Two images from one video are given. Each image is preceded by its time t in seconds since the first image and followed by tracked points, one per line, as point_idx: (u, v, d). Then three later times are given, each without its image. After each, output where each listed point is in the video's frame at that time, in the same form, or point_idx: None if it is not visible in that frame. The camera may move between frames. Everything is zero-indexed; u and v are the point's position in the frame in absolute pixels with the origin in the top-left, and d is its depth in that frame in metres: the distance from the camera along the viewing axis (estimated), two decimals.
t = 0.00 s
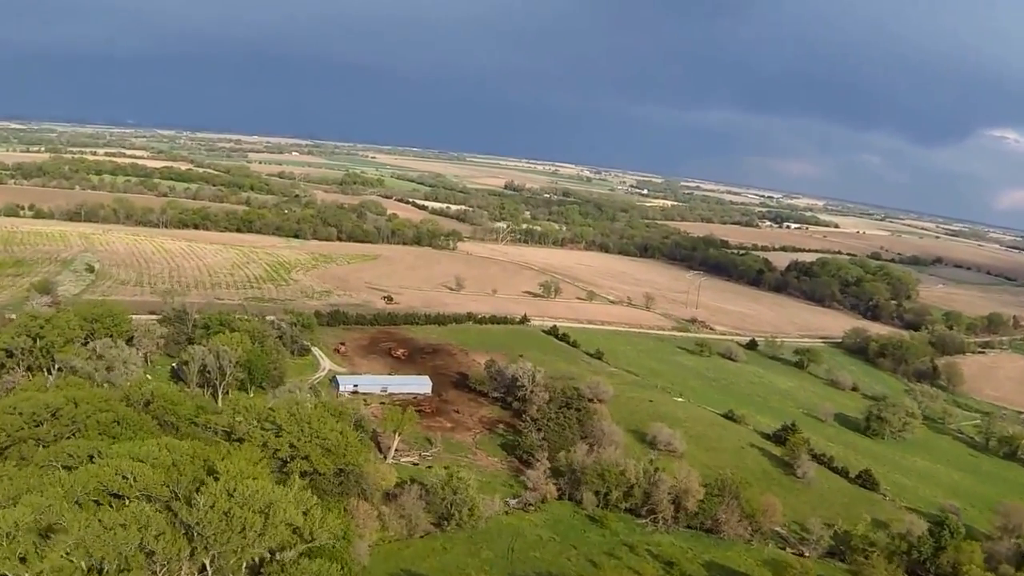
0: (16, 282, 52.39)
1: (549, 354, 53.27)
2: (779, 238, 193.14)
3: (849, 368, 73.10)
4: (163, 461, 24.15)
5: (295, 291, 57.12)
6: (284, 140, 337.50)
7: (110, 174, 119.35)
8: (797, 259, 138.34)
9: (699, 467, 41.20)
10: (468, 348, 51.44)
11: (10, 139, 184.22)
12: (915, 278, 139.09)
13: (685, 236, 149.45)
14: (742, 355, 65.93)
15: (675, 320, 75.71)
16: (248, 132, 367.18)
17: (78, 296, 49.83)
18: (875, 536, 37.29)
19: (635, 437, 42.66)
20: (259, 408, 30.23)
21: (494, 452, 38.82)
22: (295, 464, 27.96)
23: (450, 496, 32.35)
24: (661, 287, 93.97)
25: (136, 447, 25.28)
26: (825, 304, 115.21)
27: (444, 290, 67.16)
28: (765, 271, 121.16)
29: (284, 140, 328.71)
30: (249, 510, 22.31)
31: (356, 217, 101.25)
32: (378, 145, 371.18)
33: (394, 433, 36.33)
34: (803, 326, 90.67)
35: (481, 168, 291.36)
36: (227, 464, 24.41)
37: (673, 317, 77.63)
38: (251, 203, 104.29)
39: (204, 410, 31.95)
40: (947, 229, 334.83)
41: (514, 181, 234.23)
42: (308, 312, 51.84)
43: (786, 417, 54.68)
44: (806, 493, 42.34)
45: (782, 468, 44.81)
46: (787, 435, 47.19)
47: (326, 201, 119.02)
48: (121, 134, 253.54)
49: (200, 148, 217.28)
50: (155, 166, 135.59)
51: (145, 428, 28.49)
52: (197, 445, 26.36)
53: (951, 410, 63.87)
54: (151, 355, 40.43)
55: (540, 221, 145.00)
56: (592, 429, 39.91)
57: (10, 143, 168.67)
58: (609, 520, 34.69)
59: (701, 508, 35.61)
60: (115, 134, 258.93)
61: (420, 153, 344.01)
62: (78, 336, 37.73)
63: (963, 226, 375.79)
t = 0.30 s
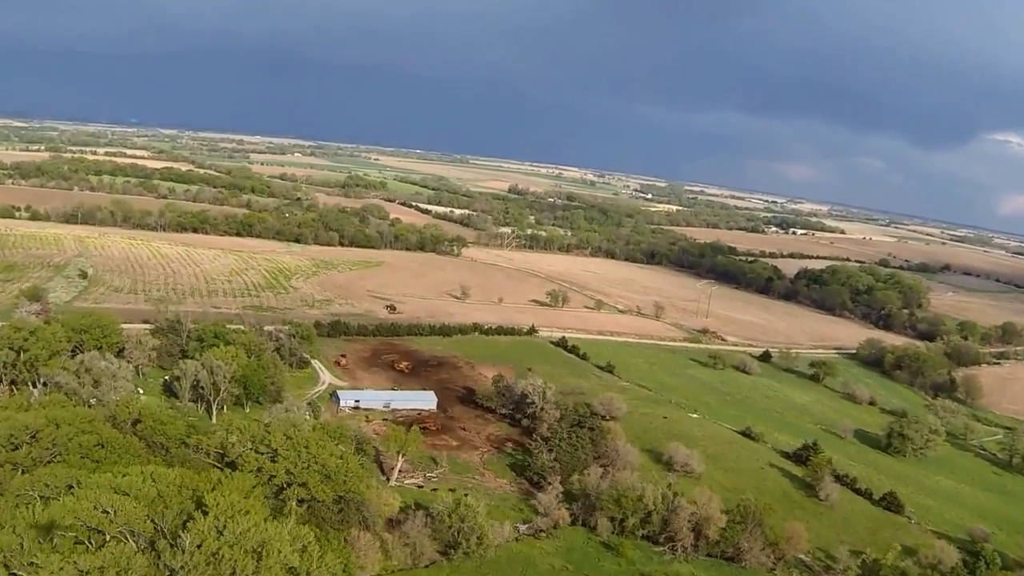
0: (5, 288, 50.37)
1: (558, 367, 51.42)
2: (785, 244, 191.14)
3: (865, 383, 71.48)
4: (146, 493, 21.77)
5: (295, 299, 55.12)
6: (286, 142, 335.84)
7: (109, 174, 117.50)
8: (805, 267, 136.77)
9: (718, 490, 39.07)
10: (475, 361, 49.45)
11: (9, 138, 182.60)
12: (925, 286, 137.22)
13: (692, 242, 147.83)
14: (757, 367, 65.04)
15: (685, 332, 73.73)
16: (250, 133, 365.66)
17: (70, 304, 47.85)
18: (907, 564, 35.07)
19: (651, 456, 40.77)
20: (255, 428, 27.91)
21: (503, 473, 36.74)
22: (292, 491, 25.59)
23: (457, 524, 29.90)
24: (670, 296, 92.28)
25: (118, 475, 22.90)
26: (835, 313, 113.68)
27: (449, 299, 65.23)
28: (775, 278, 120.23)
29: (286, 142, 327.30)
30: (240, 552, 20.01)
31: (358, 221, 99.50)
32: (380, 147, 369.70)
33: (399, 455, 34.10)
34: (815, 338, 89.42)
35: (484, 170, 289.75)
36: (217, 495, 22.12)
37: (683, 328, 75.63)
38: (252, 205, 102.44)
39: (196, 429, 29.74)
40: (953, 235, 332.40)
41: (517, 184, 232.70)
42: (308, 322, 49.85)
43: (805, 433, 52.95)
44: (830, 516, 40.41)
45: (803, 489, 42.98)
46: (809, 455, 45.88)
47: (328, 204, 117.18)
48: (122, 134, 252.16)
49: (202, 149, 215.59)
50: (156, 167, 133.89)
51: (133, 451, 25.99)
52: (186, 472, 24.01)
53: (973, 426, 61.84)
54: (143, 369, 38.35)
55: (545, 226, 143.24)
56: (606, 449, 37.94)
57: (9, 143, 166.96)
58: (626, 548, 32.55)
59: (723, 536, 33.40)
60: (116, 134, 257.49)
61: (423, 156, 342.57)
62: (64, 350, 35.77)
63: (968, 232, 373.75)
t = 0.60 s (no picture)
0: None
1: (570, 379, 49.60)
2: (794, 246, 188.59)
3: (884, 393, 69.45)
4: (129, 533, 19.53)
5: (296, 306, 53.07)
6: (290, 142, 334.23)
7: (109, 174, 115.75)
8: (816, 271, 134.79)
9: (741, 512, 37.07)
10: (484, 373, 47.47)
11: (10, 138, 181.13)
12: (938, 290, 135.04)
13: (700, 245, 145.93)
14: (773, 377, 63.21)
15: (698, 340, 71.57)
16: (254, 133, 364.09)
17: (61, 310, 45.82)
18: None
19: (669, 476, 39.03)
20: (252, 452, 25.68)
21: (515, 494, 34.79)
22: (292, 522, 23.34)
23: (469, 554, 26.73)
24: (680, 302, 90.28)
25: (99, 509, 20.62)
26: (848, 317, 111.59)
27: (456, 305, 63.26)
28: (785, 282, 118.49)
29: (288, 142, 325.88)
30: None
31: (362, 223, 97.64)
32: (383, 147, 368.14)
33: (405, 477, 31.93)
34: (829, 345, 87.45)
35: (488, 172, 288.05)
36: (209, 534, 19.82)
37: (695, 335, 73.45)
38: (254, 207, 100.57)
39: (188, 450, 27.53)
40: (961, 237, 328.96)
41: (522, 186, 230.98)
42: (310, 330, 47.80)
43: (827, 448, 51.06)
44: (858, 538, 38.32)
45: (829, 509, 40.94)
46: (834, 473, 44.00)
47: (332, 205, 115.26)
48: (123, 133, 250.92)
49: (205, 149, 214.03)
50: (156, 167, 132.17)
51: (120, 477, 23.60)
52: (174, 505, 21.75)
53: (999, 438, 59.67)
54: (136, 381, 36.19)
55: (552, 228, 141.35)
56: (623, 468, 36.01)
57: (11, 143, 165.52)
58: None
59: (749, 564, 30.95)
60: (117, 133, 256.20)
61: (426, 156, 340.98)
62: (52, 363, 33.67)
63: (976, 233, 370.96)
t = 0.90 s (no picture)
0: None
1: (584, 387, 47.62)
2: (803, 245, 186.02)
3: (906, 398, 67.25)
4: None
5: (299, 311, 51.06)
6: (293, 142, 332.76)
7: (110, 176, 114.04)
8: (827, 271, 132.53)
9: (769, 533, 35.20)
10: (494, 382, 45.43)
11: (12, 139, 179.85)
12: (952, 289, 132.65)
13: (709, 244, 143.77)
14: (793, 383, 61.11)
15: (712, 344, 69.39)
16: (258, 133, 362.65)
17: (53, 316, 43.83)
18: None
19: (692, 495, 37.22)
20: (249, 482, 23.71)
21: (531, 516, 32.72)
22: (290, 558, 21.21)
23: None
24: (693, 305, 88.21)
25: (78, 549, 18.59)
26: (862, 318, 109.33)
27: (464, 309, 61.24)
28: (798, 282, 116.30)
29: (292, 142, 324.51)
30: None
31: (366, 224, 95.74)
32: (387, 147, 366.54)
33: (415, 500, 29.83)
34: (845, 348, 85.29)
35: (492, 171, 286.19)
36: None
37: (710, 339, 71.26)
38: (257, 208, 98.74)
39: (180, 478, 25.54)
40: (971, 233, 325.29)
41: (527, 184, 228.99)
42: (313, 338, 45.75)
43: (852, 460, 49.09)
44: (892, 560, 36.21)
45: (860, 527, 38.87)
46: (863, 488, 42.02)
47: (336, 206, 113.34)
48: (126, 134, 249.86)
49: (208, 149, 212.43)
50: (158, 167, 130.47)
51: (105, 510, 21.64)
52: (162, 544, 19.73)
53: None
54: (129, 395, 34.04)
55: (559, 228, 139.28)
56: (644, 487, 34.08)
57: (12, 144, 164.05)
58: None
59: None
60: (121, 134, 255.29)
61: (430, 155, 339.43)
62: (39, 378, 31.51)
63: (985, 230, 367.62)
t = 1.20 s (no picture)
0: None
1: (601, 394, 45.60)
2: (814, 240, 183.24)
3: (931, 401, 64.94)
4: None
5: (302, 315, 49.03)
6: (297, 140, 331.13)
7: (111, 176, 112.36)
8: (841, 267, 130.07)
9: (802, 553, 33.20)
10: (508, 390, 43.39)
11: (15, 140, 178.58)
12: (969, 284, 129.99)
13: (720, 240, 141.36)
14: (815, 386, 58.94)
15: (730, 345, 67.14)
16: (262, 131, 361.21)
17: (45, 324, 41.89)
18: None
19: (719, 512, 35.27)
20: (248, 514, 21.90)
21: (552, 537, 30.73)
22: None
23: None
24: (707, 304, 85.95)
25: None
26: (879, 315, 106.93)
27: (474, 311, 59.18)
28: (813, 278, 113.85)
29: (296, 141, 322.89)
30: None
31: (372, 223, 93.80)
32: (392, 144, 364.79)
33: (427, 524, 27.71)
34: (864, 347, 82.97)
35: (498, 167, 283.96)
36: None
37: (727, 339, 68.99)
38: (260, 208, 96.89)
39: (173, 508, 23.69)
40: (982, 226, 321.28)
41: (534, 181, 226.80)
42: (317, 345, 43.71)
43: (882, 468, 46.93)
44: None
45: (896, 543, 36.76)
46: (897, 501, 39.90)
47: (341, 205, 111.36)
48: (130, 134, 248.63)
49: (212, 149, 211.02)
50: (161, 167, 128.76)
51: (88, 548, 19.74)
52: None
53: None
54: (123, 411, 32.13)
55: (567, 225, 137.11)
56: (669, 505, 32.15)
57: (14, 146, 162.60)
58: None
59: None
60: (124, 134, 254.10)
61: (435, 152, 337.19)
62: (25, 394, 29.47)
63: (996, 223, 363.48)
